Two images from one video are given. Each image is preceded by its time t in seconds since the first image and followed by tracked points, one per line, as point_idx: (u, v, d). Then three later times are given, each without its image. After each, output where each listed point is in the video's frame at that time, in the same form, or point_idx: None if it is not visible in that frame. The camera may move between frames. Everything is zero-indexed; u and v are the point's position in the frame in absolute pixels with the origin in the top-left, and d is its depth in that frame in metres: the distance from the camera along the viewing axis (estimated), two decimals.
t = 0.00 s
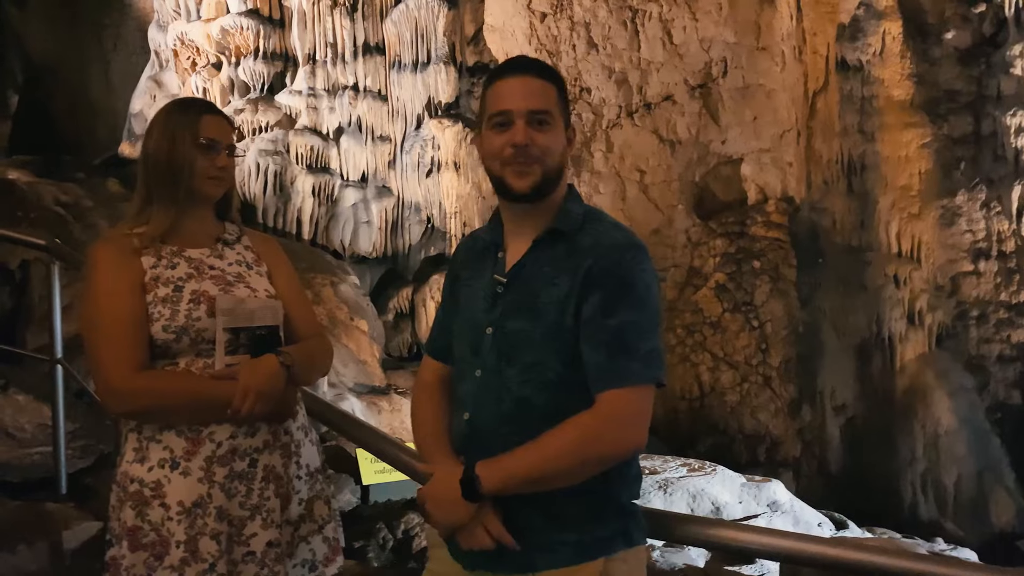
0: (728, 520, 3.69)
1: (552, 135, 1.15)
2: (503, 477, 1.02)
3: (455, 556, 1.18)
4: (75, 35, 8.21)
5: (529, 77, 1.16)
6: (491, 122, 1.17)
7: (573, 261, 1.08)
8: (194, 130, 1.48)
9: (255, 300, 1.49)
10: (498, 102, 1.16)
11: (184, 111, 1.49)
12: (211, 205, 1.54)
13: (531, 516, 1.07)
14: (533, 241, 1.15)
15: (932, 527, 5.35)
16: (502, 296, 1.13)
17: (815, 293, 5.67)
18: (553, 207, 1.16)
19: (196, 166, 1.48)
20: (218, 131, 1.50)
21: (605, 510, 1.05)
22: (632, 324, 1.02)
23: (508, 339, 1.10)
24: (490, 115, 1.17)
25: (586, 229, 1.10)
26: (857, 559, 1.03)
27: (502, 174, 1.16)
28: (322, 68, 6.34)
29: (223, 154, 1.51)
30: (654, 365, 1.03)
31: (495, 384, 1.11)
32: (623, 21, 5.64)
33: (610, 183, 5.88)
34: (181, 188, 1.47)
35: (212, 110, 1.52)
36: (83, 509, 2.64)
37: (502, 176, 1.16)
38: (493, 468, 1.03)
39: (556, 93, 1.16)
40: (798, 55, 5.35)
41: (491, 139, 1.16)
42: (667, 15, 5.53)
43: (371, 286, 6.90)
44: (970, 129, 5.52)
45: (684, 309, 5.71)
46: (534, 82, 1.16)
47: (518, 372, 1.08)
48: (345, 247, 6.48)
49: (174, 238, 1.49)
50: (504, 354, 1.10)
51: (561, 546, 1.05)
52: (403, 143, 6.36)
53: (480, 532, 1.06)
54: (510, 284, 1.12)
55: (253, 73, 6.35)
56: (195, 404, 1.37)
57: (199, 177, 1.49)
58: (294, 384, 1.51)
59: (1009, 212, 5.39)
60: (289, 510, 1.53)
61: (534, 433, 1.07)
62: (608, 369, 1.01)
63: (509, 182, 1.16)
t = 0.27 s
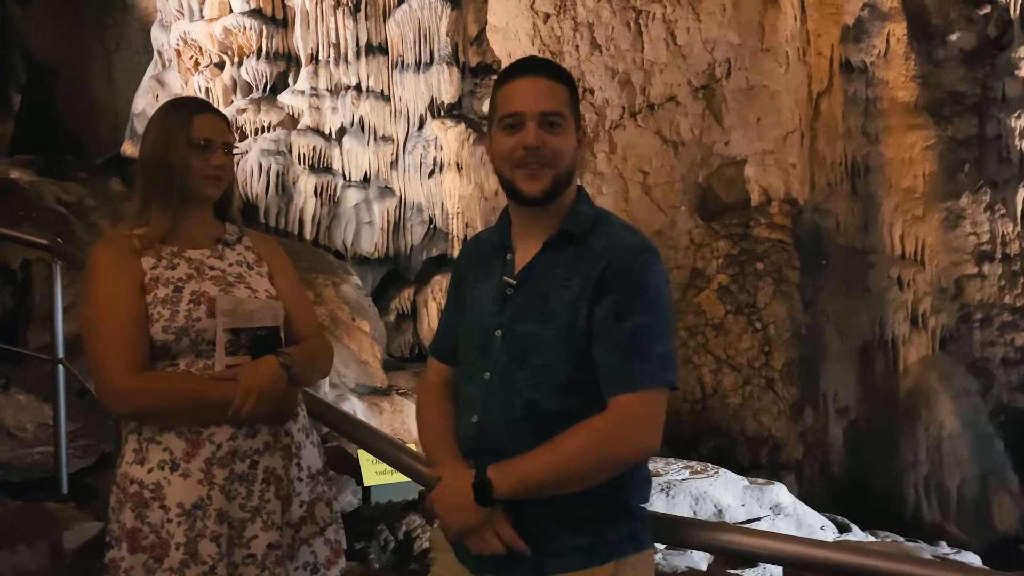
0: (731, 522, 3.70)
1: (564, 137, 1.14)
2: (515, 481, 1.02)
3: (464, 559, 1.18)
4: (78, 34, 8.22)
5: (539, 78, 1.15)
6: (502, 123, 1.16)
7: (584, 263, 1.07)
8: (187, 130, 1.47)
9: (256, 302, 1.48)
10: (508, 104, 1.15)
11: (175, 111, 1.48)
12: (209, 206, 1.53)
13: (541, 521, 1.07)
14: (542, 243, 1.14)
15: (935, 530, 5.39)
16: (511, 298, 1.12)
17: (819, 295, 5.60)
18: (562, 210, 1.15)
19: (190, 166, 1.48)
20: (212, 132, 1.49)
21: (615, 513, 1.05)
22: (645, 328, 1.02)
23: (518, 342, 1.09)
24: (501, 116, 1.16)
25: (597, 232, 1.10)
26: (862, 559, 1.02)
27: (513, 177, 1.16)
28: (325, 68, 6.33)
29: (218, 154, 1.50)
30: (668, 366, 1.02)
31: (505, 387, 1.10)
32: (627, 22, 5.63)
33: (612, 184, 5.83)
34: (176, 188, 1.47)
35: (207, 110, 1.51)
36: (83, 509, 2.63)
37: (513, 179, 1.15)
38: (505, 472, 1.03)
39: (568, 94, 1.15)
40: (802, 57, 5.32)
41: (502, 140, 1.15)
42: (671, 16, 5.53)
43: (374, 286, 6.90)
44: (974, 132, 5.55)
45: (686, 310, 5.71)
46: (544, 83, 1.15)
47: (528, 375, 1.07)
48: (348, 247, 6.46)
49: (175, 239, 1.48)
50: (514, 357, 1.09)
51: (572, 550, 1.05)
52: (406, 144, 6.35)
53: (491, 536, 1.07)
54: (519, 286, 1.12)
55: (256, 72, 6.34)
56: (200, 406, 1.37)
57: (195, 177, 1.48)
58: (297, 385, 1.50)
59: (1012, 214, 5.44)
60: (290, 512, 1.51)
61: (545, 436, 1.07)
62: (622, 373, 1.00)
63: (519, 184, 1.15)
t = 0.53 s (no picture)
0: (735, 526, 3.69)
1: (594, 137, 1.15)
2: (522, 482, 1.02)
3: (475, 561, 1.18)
4: (83, 34, 8.23)
5: (566, 79, 1.15)
6: (531, 123, 1.15)
7: (593, 264, 1.07)
8: (181, 133, 1.47)
9: (258, 303, 1.47)
10: (535, 104, 1.15)
11: (174, 112, 1.49)
12: (211, 207, 1.53)
13: (549, 524, 1.07)
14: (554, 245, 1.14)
15: (940, 534, 5.33)
16: (520, 299, 1.12)
17: (823, 297, 5.58)
18: (577, 211, 1.14)
19: (186, 170, 1.47)
20: (208, 135, 1.49)
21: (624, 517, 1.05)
22: (655, 329, 1.01)
23: (528, 343, 1.09)
24: (529, 115, 1.15)
25: (606, 233, 1.09)
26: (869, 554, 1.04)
27: (540, 178, 1.15)
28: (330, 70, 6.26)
29: (216, 157, 1.49)
30: (679, 368, 1.02)
31: (514, 388, 1.09)
32: (632, 23, 5.64)
33: (616, 185, 5.84)
34: (173, 193, 1.47)
35: (205, 111, 1.51)
36: (86, 509, 2.63)
37: (540, 180, 1.15)
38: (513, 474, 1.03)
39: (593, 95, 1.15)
40: (807, 58, 5.33)
41: (530, 140, 1.14)
42: (675, 18, 5.54)
43: (377, 287, 6.91)
44: (980, 135, 5.50)
45: (690, 312, 5.70)
46: (571, 83, 1.15)
47: (538, 377, 1.07)
48: (350, 248, 6.50)
49: (178, 240, 1.48)
50: (524, 359, 1.09)
51: (579, 555, 1.05)
52: (410, 145, 6.34)
53: (498, 539, 1.07)
54: (529, 288, 1.12)
55: (260, 73, 6.33)
56: (204, 406, 1.37)
57: (193, 180, 1.48)
58: (299, 388, 1.50)
59: (1018, 217, 5.42)
60: (292, 515, 1.51)
61: (555, 439, 1.06)
62: (632, 375, 0.99)
63: (548, 185, 1.14)
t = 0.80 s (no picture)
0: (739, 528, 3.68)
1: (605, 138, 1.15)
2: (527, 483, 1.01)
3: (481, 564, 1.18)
4: (88, 34, 8.26)
5: (579, 79, 1.15)
6: (543, 122, 1.14)
7: (601, 264, 1.07)
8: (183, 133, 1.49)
9: (262, 303, 1.47)
10: (546, 103, 1.14)
11: (178, 111, 1.49)
12: (214, 207, 1.54)
13: (555, 525, 1.06)
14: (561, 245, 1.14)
15: (945, 537, 5.31)
16: (527, 300, 1.12)
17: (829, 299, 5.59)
18: (585, 212, 1.14)
19: (188, 171, 1.49)
20: (211, 134, 1.51)
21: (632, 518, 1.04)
22: (663, 330, 1.00)
23: (535, 344, 1.08)
24: (541, 115, 1.15)
25: (614, 234, 1.09)
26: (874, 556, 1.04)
27: (551, 178, 1.14)
28: (334, 70, 6.26)
29: (218, 156, 1.51)
30: (687, 369, 1.01)
31: (521, 389, 1.09)
32: (636, 24, 5.67)
33: (621, 186, 5.83)
34: (175, 193, 1.49)
35: (210, 110, 1.52)
36: (90, 509, 2.64)
37: (551, 180, 1.14)
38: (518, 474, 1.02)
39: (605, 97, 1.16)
40: (811, 60, 5.33)
41: (543, 140, 1.14)
42: (680, 18, 5.56)
43: (381, 288, 6.92)
44: (985, 136, 5.41)
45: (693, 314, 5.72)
46: (584, 84, 1.15)
47: (545, 378, 1.07)
48: (355, 249, 6.51)
49: (182, 240, 1.49)
50: (531, 359, 1.09)
51: (587, 557, 1.04)
52: (414, 146, 6.35)
53: (502, 540, 1.06)
54: (537, 288, 1.11)
55: (265, 74, 6.34)
56: (207, 406, 1.37)
57: (195, 180, 1.50)
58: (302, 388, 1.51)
59: None
60: (295, 515, 1.51)
61: (562, 440, 1.06)
62: (639, 376, 0.99)
63: (560, 186, 1.13)
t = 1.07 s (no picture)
0: (745, 531, 3.67)
1: (600, 136, 1.13)
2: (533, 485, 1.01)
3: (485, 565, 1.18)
4: (94, 34, 8.29)
5: (575, 76, 1.14)
6: (536, 120, 1.15)
7: (607, 266, 1.06)
8: (205, 133, 1.49)
9: (268, 303, 1.48)
10: (541, 102, 1.14)
11: (196, 111, 1.50)
12: (222, 206, 1.55)
13: (560, 529, 1.06)
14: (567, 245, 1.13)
15: (952, 541, 5.31)
16: (532, 301, 1.11)
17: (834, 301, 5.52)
18: (589, 212, 1.14)
19: (207, 170, 1.49)
20: (230, 136, 1.52)
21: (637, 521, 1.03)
22: (669, 332, 0.99)
23: (539, 345, 1.08)
24: (535, 113, 1.15)
25: (620, 234, 1.08)
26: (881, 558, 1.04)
27: (546, 177, 1.14)
28: (340, 71, 6.27)
29: (234, 158, 1.52)
30: (694, 371, 1.00)
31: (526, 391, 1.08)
32: (642, 26, 5.66)
33: (626, 188, 5.87)
34: (190, 193, 1.49)
35: (225, 112, 1.53)
36: (94, 509, 2.65)
37: (546, 179, 1.14)
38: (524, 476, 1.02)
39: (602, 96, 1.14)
40: (818, 61, 5.31)
41: (536, 139, 1.14)
42: (686, 20, 5.53)
43: (387, 289, 6.93)
44: (994, 138, 5.35)
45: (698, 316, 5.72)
46: (582, 82, 1.14)
47: (550, 380, 1.06)
48: (360, 250, 6.47)
49: (186, 241, 1.49)
50: (536, 361, 1.08)
51: (592, 561, 1.04)
52: (420, 147, 6.35)
53: (507, 542, 1.06)
54: (542, 289, 1.11)
55: (271, 75, 6.35)
56: (212, 406, 1.37)
57: (210, 180, 1.50)
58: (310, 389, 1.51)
59: None
60: (301, 516, 1.52)
61: (568, 443, 1.05)
62: (644, 378, 0.98)
63: (553, 186, 1.14)
